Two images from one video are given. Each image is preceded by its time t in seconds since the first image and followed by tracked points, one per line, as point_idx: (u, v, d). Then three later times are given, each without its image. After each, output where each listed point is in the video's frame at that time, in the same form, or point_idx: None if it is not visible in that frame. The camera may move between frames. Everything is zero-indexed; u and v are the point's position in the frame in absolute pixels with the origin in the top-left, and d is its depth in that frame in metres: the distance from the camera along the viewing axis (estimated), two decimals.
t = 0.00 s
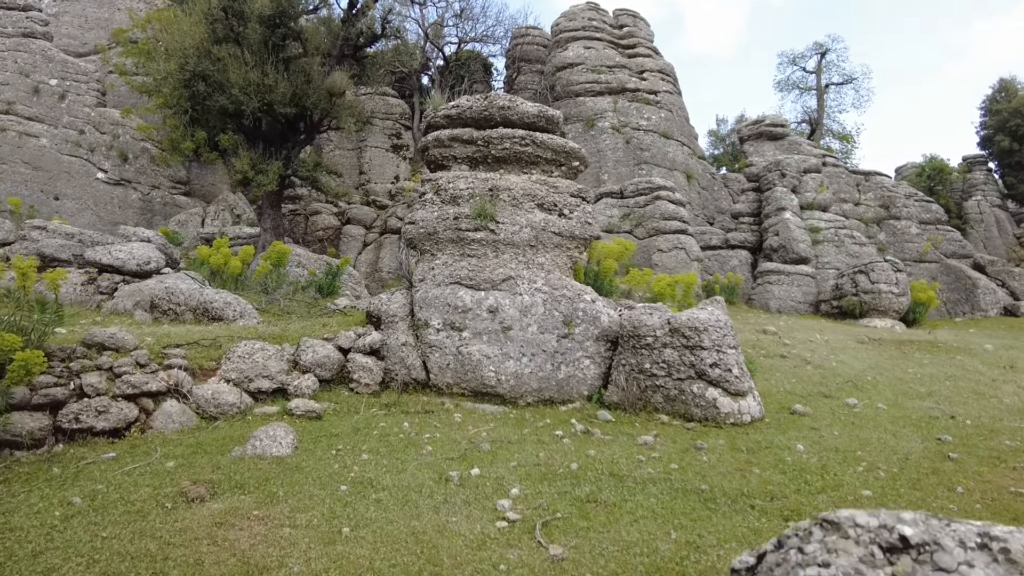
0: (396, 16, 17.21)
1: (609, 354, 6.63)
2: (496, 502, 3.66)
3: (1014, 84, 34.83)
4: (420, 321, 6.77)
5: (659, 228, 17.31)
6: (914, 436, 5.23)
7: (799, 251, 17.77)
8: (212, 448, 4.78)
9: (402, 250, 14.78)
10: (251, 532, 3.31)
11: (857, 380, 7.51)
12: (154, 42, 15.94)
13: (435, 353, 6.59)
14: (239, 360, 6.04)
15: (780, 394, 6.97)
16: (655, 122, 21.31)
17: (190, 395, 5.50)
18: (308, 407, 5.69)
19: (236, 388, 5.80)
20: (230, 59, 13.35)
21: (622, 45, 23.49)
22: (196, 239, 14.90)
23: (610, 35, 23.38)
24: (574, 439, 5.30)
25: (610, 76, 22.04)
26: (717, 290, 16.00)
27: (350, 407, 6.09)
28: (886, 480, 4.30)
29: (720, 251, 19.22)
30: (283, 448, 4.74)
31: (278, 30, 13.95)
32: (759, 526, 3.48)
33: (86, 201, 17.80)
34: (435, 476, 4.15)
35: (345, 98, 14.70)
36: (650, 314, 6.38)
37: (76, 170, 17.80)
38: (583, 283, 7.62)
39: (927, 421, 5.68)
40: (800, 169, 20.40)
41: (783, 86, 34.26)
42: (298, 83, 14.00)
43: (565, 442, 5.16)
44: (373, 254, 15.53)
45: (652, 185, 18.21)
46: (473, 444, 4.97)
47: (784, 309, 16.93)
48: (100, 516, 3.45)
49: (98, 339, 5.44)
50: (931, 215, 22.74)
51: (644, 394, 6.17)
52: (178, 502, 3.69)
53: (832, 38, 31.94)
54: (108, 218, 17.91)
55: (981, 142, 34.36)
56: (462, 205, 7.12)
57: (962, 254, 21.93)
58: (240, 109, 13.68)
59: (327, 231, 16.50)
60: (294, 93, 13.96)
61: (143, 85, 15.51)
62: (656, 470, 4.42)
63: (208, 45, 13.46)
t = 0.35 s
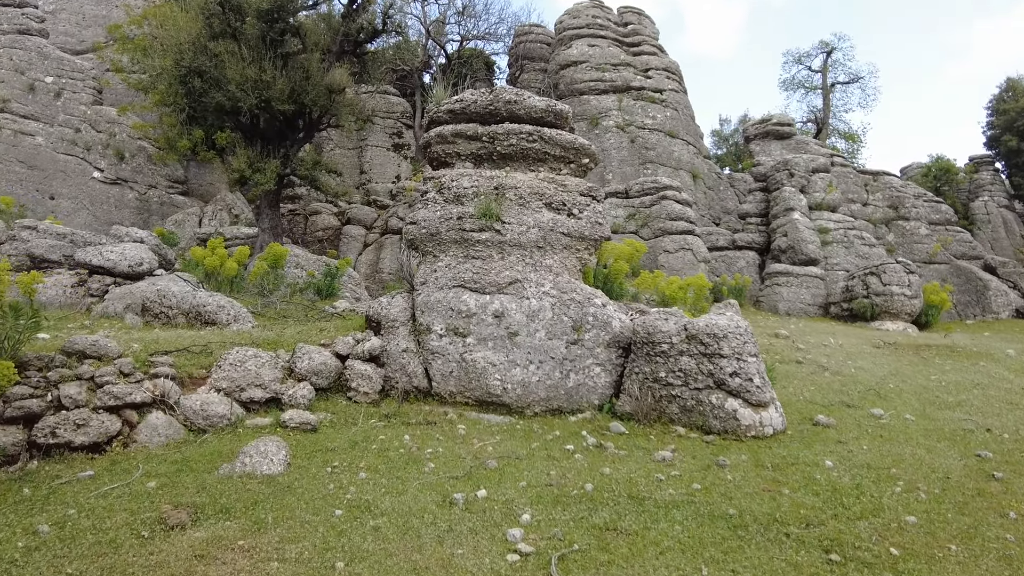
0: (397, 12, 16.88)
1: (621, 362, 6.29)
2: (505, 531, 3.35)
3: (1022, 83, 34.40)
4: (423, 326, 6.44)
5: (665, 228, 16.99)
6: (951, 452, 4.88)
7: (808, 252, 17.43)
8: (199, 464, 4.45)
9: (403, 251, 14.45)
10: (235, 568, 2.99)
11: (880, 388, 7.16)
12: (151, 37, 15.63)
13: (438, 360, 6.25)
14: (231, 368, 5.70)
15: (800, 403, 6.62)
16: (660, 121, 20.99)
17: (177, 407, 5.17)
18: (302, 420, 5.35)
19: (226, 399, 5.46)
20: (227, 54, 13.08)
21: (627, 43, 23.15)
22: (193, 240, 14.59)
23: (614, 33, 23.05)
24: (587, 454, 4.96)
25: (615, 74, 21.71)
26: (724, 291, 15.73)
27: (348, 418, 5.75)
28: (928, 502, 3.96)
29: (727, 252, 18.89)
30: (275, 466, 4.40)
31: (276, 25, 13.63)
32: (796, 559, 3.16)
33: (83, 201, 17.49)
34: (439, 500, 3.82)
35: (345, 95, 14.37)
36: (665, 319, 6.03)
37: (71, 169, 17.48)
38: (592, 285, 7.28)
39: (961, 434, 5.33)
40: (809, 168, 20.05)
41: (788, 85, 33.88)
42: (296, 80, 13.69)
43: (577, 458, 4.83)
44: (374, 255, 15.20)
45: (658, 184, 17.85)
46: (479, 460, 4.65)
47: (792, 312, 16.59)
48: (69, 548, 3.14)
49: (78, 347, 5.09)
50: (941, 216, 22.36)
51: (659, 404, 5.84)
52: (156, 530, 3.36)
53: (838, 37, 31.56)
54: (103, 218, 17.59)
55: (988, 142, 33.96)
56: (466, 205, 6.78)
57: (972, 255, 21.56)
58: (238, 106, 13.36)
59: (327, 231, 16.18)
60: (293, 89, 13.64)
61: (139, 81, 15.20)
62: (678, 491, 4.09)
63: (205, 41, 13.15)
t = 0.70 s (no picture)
0: (396, 6, 16.55)
1: (631, 365, 5.94)
2: (513, 559, 3.05)
3: None
4: (422, 328, 6.09)
5: (671, 227, 16.63)
6: (990, 463, 4.53)
7: (816, 250, 17.08)
8: (180, 478, 4.11)
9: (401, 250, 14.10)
10: None
11: (903, 392, 6.80)
12: (144, 32, 15.29)
13: (437, 364, 5.91)
14: (217, 374, 5.35)
15: (820, 408, 6.27)
16: (663, 118, 20.66)
17: (160, 415, 4.83)
18: (292, 429, 5.01)
19: (212, 406, 5.13)
20: (221, 48, 12.74)
21: (630, 39, 22.83)
22: (189, 239, 14.27)
23: (617, 29, 22.72)
24: (598, 466, 4.63)
25: (617, 70, 21.37)
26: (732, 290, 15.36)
27: (342, 426, 5.42)
28: (974, 519, 3.62)
29: (732, 250, 18.57)
30: (261, 481, 4.07)
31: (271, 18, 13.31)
32: None
33: (76, 200, 17.18)
34: (440, 522, 3.51)
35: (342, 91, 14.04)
36: (679, 320, 5.69)
37: (65, 168, 17.16)
38: (599, 284, 6.95)
39: (998, 443, 4.98)
40: (816, 165, 19.69)
41: (791, 82, 33.53)
42: (292, 74, 13.36)
43: (588, 470, 4.50)
44: (372, 254, 14.87)
45: (662, 182, 17.50)
46: (482, 474, 4.33)
47: (800, 311, 16.27)
48: None
49: (53, 351, 4.78)
50: (949, 213, 21.97)
51: (672, 411, 5.50)
52: (125, 558, 3.03)
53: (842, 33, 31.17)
54: (97, 217, 17.26)
55: (993, 139, 33.59)
56: (467, 200, 6.44)
57: (981, 253, 21.19)
58: (232, 101, 13.04)
59: (325, 230, 15.85)
60: (288, 84, 13.31)
61: (133, 77, 14.88)
62: (700, 509, 3.77)
63: (198, 34, 12.82)
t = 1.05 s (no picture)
0: None
1: (642, 369, 5.62)
2: None
3: None
4: (421, 330, 5.78)
5: (676, 225, 16.29)
6: None
7: (824, 248, 16.76)
8: (158, 494, 3.79)
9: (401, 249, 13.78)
10: None
11: (926, 397, 6.47)
12: (138, 26, 14.98)
13: (437, 369, 5.59)
14: (203, 379, 5.02)
15: (840, 414, 5.95)
16: (668, 115, 20.32)
17: (139, 425, 4.50)
18: (281, 438, 4.68)
19: (197, 414, 4.81)
20: (215, 42, 12.42)
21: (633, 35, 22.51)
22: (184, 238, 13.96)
23: (620, 24, 22.39)
24: (610, 479, 4.31)
25: (620, 66, 21.05)
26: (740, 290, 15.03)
27: (337, 434, 5.10)
28: None
29: (738, 249, 18.23)
30: (244, 498, 3.74)
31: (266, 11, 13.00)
32: None
33: (70, 198, 16.86)
34: (439, 548, 3.19)
35: (340, 86, 13.72)
36: (694, 322, 5.37)
37: (59, 166, 16.86)
38: (607, 284, 6.63)
39: None
40: (823, 162, 19.35)
41: (795, 79, 33.17)
42: (288, 68, 13.05)
43: (599, 484, 4.19)
44: (371, 253, 14.57)
45: (667, 179, 17.18)
46: (484, 489, 4.01)
47: (808, 311, 15.95)
48: None
49: (23, 356, 4.46)
50: (958, 211, 21.60)
51: (687, 418, 5.18)
52: None
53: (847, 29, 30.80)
54: (92, 216, 16.95)
55: (999, 137, 33.21)
56: (469, 195, 6.12)
57: (991, 252, 20.83)
58: (227, 96, 12.74)
59: (323, 228, 15.54)
60: (284, 78, 13.00)
61: (126, 73, 14.57)
62: (723, 529, 3.45)
63: (192, 27, 12.52)
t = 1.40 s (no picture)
0: None
1: (657, 374, 5.22)
2: None
3: None
4: (420, 332, 5.38)
5: (682, 222, 15.88)
6: None
7: (833, 246, 16.36)
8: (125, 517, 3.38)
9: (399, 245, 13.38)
10: None
11: (958, 402, 6.07)
12: (129, 17, 14.57)
13: (437, 373, 5.19)
14: (182, 386, 4.61)
15: (868, 420, 5.55)
16: (672, 109, 19.89)
17: (111, 436, 4.10)
18: (265, 450, 4.27)
19: (176, 424, 4.41)
20: (208, 32, 12.04)
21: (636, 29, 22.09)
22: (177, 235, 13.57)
23: (623, 17, 21.96)
24: (628, 497, 3.91)
25: (624, 60, 20.64)
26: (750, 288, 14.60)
27: (328, 445, 4.70)
28: None
29: (745, 246, 17.82)
30: (220, 522, 3.34)
31: None
32: None
33: (61, 195, 16.46)
34: None
35: (336, 77, 13.32)
36: (715, 323, 4.97)
37: (49, 162, 16.46)
38: (619, 282, 6.23)
39: None
40: (832, 157, 18.94)
41: (800, 75, 32.70)
42: (283, 59, 12.65)
43: (616, 504, 3.79)
44: (369, 250, 14.17)
45: (673, 174, 16.77)
46: (489, 510, 3.62)
47: (817, 310, 15.58)
48: None
49: None
50: (967, 208, 21.17)
51: (707, 427, 4.78)
52: None
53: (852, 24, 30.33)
54: (83, 213, 16.53)
55: (1005, 134, 32.72)
56: (471, 186, 5.72)
57: (1001, 249, 20.41)
58: (220, 88, 12.35)
59: (320, 225, 15.14)
60: (279, 69, 12.60)
61: (117, 65, 14.16)
62: (760, 560, 3.06)
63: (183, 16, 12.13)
